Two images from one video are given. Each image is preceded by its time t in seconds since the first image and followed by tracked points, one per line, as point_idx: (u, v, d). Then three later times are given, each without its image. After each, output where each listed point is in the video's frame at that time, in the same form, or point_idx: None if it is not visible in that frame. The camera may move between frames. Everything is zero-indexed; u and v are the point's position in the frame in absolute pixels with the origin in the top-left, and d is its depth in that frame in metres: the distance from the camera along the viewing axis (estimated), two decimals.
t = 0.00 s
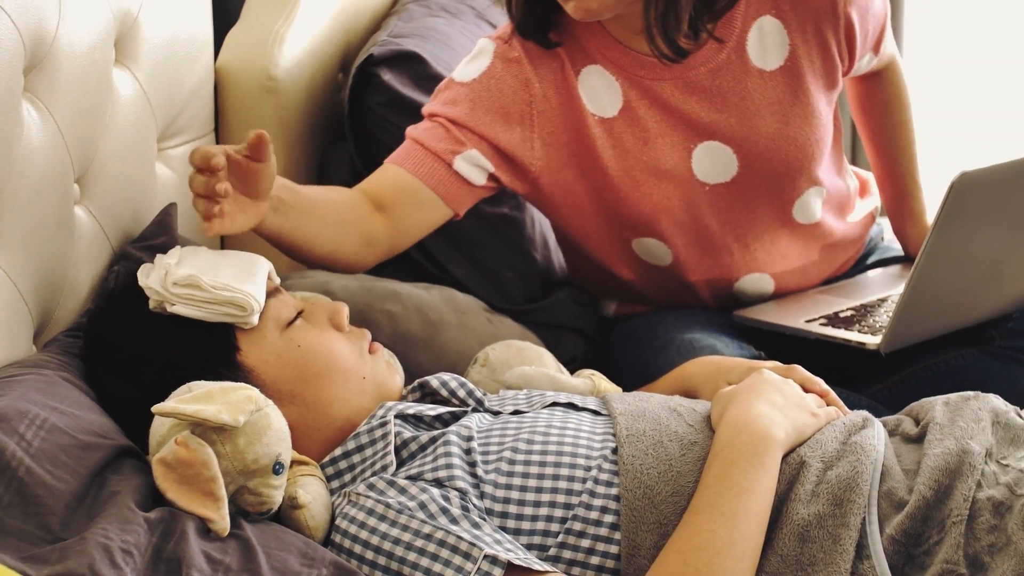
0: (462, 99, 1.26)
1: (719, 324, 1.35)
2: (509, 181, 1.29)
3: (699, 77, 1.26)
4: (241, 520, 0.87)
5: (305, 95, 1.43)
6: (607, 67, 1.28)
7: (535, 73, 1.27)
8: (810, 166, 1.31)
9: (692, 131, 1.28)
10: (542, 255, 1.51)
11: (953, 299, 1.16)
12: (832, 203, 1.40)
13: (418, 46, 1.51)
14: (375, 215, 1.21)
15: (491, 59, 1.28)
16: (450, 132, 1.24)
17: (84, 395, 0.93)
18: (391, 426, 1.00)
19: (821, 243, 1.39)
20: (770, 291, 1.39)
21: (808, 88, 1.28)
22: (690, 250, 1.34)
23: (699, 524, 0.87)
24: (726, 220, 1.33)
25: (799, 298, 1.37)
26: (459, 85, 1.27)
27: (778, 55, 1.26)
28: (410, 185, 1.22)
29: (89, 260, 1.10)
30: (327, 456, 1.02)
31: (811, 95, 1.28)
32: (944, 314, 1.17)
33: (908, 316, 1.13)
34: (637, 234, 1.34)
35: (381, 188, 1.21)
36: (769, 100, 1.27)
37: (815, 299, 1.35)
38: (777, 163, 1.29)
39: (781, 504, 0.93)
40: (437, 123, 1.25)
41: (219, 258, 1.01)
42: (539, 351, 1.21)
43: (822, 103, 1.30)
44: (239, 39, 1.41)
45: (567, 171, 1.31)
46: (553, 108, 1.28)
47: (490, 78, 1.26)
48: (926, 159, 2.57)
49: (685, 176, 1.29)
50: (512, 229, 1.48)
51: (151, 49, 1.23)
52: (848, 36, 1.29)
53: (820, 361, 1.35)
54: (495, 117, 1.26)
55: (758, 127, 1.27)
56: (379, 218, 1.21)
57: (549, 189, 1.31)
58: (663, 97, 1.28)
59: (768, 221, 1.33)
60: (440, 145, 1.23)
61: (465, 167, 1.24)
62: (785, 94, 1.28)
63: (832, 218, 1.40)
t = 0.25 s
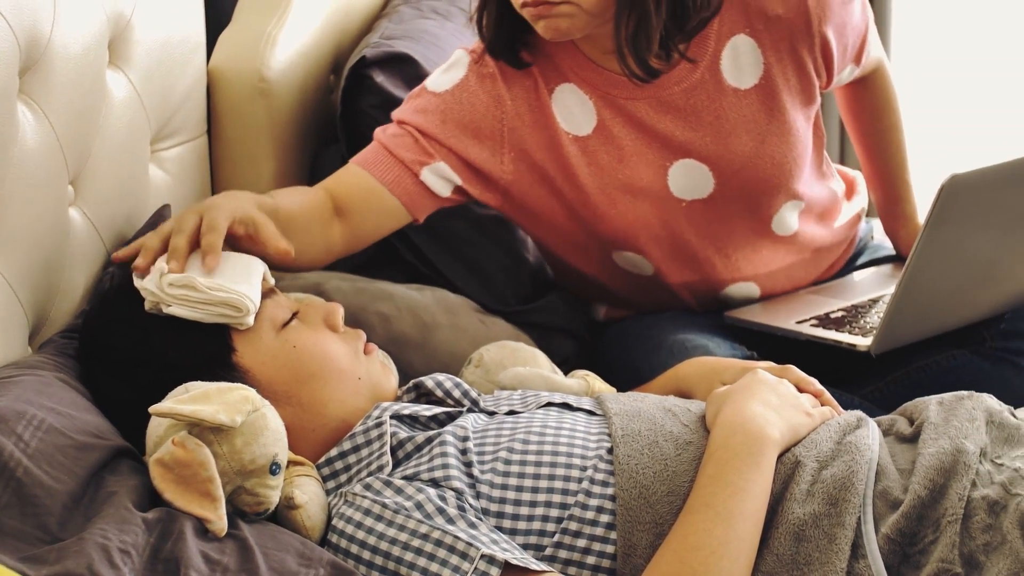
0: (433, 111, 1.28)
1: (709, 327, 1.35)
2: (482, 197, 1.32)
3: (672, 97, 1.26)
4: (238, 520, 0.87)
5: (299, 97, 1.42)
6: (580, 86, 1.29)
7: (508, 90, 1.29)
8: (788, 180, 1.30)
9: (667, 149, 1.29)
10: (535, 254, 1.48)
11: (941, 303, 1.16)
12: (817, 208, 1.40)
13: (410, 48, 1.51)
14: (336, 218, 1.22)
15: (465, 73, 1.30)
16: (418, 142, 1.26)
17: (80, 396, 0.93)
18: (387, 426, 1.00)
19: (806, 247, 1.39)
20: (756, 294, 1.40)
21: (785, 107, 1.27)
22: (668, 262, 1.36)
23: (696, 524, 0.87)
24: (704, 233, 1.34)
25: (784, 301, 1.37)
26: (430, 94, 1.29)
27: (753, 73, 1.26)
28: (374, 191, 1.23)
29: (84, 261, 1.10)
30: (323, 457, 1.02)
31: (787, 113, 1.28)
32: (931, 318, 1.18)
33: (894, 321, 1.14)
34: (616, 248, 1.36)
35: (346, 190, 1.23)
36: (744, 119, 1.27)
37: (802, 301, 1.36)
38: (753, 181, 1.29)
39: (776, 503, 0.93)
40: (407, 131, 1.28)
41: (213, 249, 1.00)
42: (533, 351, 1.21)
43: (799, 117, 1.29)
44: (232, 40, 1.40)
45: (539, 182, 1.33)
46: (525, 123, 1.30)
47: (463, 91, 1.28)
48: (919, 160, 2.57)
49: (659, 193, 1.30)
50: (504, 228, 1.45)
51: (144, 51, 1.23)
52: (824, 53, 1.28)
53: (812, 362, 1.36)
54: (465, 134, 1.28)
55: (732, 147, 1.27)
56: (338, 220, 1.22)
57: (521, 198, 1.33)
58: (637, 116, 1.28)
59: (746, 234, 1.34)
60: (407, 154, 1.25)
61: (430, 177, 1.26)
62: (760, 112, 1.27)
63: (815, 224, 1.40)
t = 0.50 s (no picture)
0: (403, 139, 1.33)
1: (698, 330, 1.36)
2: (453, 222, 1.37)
3: (643, 127, 1.28)
4: (235, 519, 0.87)
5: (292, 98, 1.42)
6: (550, 115, 1.31)
7: (478, 121, 1.33)
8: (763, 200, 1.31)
9: (641, 176, 1.30)
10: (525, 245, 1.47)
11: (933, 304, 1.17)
12: (797, 217, 1.41)
13: (402, 50, 1.51)
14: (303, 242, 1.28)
15: (435, 103, 1.34)
16: (389, 172, 1.33)
17: (78, 396, 0.93)
18: (383, 425, 1.00)
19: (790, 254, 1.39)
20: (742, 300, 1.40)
21: (758, 131, 1.28)
22: (649, 280, 1.39)
23: (692, 522, 0.87)
24: (681, 252, 1.35)
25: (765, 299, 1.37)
26: (401, 124, 1.34)
27: (724, 101, 1.27)
28: (342, 219, 1.30)
29: (80, 261, 1.10)
30: (319, 456, 1.02)
31: (761, 137, 1.28)
32: (923, 318, 1.18)
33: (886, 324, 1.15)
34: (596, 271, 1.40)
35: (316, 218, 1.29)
36: (717, 146, 1.28)
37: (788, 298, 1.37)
38: (728, 204, 1.31)
39: (772, 502, 0.93)
40: (378, 160, 1.33)
41: (199, 258, 1.01)
42: (527, 351, 1.21)
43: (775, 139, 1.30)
44: (224, 41, 1.40)
45: (513, 207, 1.37)
46: (496, 153, 1.33)
47: (433, 123, 1.33)
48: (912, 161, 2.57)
49: (635, 220, 1.32)
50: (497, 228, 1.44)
51: (139, 53, 1.23)
52: (796, 78, 1.29)
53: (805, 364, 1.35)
54: (433, 163, 1.33)
55: (705, 175, 1.29)
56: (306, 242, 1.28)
57: (498, 222, 1.38)
58: (609, 145, 1.30)
59: (725, 250, 1.35)
60: (378, 185, 1.32)
61: (400, 208, 1.33)
62: (733, 139, 1.28)
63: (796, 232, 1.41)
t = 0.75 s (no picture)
0: (374, 177, 1.26)
1: (689, 337, 1.36)
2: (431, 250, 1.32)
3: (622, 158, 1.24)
4: (236, 518, 0.87)
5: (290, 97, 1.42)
6: (525, 148, 1.27)
7: (451, 157, 1.26)
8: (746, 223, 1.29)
9: (620, 205, 1.27)
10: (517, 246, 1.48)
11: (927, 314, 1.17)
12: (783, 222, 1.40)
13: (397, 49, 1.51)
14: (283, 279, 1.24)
15: (407, 140, 1.27)
16: (364, 212, 1.26)
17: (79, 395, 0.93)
18: (383, 424, 1.00)
19: (777, 257, 1.39)
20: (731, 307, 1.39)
21: (737, 155, 1.25)
22: (632, 297, 1.37)
23: (692, 520, 0.87)
24: (665, 270, 1.34)
25: (756, 306, 1.36)
26: (373, 162, 1.26)
27: (701, 129, 1.24)
28: (320, 260, 1.25)
29: (79, 262, 1.10)
30: (318, 455, 1.02)
31: (741, 160, 1.26)
32: (916, 329, 1.18)
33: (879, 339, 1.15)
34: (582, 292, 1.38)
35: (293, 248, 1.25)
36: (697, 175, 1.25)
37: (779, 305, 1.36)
38: (710, 228, 1.28)
39: (771, 500, 0.93)
40: (350, 200, 1.26)
41: (186, 258, 1.04)
42: (525, 351, 1.21)
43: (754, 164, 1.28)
44: (220, 42, 1.40)
45: (493, 236, 1.33)
46: (473, 186, 1.28)
47: (405, 159, 1.26)
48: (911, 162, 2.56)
49: (618, 246, 1.29)
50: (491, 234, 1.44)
51: (137, 53, 1.23)
52: (773, 101, 1.26)
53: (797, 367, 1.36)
54: (408, 200, 1.26)
55: (686, 203, 1.26)
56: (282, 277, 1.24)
57: (479, 249, 1.35)
58: (587, 175, 1.26)
59: (709, 269, 1.34)
60: (352, 224, 1.25)
61: (378, 247, 1.27)
62: (712, 166, 1.25)
63: (783, 240, 1.40)
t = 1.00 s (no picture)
0: (344, 221, 1.25)
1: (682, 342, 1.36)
2: (408, 288, 1.31)
3: (592, 200, 1.22)
4: (239, 516, 0.87)
5: (288, 97, 1.42)
6: (494, 188, 1.25)
7: (420, 198, 1.25)
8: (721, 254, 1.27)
9: (593, 242, 1.26)
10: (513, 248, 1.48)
11: (933, 323, 1.18)
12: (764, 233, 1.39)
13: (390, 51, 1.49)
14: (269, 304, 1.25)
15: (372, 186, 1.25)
16: (334, 253, 1.25)
17: (80, 394, 0.93)
18: (384, 423, 1.00)
19: (762, 263, 1.39)
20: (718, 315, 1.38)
21: (710, 194, 1.23)
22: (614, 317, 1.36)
23: (694, 518, 0.87)
24: (643, 293, 1.33)
25: (751, 324, 1.36)
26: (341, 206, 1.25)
27: (671, 169, 1.22)
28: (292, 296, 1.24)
29: (79, 262, 1.10)
30: (319, 454, 1.02)
31: (714, 199, 1.23)
32: (921, 339, 1.19)
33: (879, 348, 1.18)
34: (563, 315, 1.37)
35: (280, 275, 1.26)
36: (669, 214, 1.23)
37: (768, 321, 1.36)
38: (685, 262, 1.27)
39: (773, 498, 0.93)
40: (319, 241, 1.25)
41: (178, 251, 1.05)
42: (526, 351, 1.22)
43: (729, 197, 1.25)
44: (218, 42, 1.40)
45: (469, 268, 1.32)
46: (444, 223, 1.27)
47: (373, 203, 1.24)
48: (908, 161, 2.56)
49: (593, 279, 1.28)
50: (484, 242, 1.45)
51: (136, 53, 1.23)
52: (745, 139, 1.24)
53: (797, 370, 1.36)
54: (380, 237, 1.26)
55: (659, 241, 1.24)
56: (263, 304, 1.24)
57: (456, 278, 1.34)
58: (558, 214, 1.24)
59: (687, 293, 1.33)
60: (322, 263, 1.24)
61: (350, 286, 1.27)
62: (684, 205, 1.23)
63: (766, 251, 1.40)
